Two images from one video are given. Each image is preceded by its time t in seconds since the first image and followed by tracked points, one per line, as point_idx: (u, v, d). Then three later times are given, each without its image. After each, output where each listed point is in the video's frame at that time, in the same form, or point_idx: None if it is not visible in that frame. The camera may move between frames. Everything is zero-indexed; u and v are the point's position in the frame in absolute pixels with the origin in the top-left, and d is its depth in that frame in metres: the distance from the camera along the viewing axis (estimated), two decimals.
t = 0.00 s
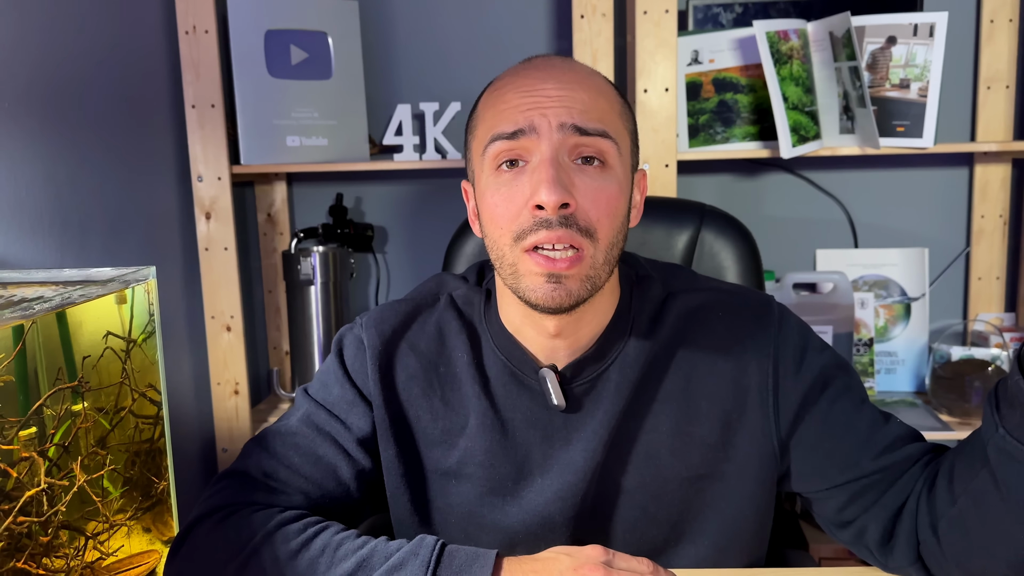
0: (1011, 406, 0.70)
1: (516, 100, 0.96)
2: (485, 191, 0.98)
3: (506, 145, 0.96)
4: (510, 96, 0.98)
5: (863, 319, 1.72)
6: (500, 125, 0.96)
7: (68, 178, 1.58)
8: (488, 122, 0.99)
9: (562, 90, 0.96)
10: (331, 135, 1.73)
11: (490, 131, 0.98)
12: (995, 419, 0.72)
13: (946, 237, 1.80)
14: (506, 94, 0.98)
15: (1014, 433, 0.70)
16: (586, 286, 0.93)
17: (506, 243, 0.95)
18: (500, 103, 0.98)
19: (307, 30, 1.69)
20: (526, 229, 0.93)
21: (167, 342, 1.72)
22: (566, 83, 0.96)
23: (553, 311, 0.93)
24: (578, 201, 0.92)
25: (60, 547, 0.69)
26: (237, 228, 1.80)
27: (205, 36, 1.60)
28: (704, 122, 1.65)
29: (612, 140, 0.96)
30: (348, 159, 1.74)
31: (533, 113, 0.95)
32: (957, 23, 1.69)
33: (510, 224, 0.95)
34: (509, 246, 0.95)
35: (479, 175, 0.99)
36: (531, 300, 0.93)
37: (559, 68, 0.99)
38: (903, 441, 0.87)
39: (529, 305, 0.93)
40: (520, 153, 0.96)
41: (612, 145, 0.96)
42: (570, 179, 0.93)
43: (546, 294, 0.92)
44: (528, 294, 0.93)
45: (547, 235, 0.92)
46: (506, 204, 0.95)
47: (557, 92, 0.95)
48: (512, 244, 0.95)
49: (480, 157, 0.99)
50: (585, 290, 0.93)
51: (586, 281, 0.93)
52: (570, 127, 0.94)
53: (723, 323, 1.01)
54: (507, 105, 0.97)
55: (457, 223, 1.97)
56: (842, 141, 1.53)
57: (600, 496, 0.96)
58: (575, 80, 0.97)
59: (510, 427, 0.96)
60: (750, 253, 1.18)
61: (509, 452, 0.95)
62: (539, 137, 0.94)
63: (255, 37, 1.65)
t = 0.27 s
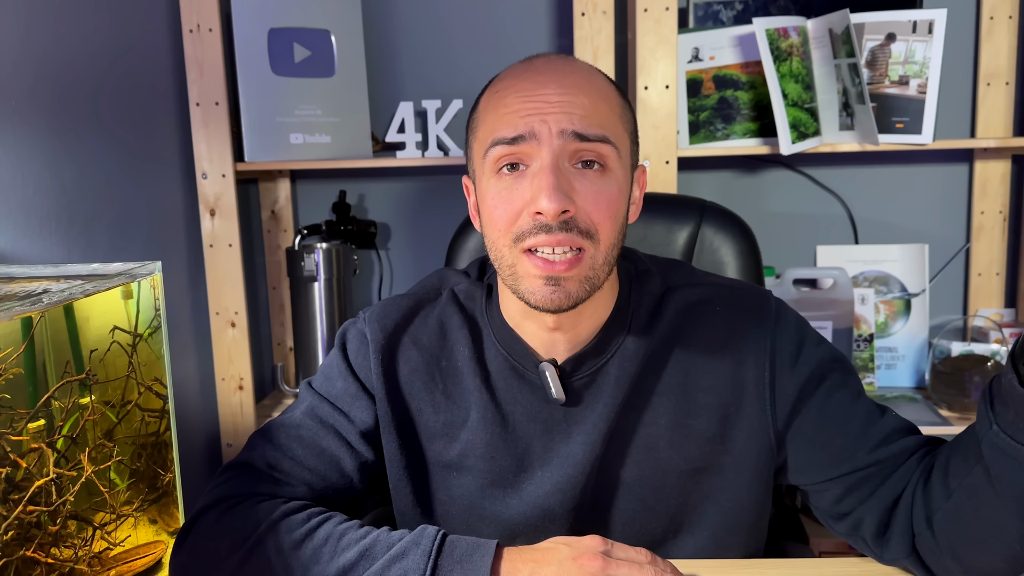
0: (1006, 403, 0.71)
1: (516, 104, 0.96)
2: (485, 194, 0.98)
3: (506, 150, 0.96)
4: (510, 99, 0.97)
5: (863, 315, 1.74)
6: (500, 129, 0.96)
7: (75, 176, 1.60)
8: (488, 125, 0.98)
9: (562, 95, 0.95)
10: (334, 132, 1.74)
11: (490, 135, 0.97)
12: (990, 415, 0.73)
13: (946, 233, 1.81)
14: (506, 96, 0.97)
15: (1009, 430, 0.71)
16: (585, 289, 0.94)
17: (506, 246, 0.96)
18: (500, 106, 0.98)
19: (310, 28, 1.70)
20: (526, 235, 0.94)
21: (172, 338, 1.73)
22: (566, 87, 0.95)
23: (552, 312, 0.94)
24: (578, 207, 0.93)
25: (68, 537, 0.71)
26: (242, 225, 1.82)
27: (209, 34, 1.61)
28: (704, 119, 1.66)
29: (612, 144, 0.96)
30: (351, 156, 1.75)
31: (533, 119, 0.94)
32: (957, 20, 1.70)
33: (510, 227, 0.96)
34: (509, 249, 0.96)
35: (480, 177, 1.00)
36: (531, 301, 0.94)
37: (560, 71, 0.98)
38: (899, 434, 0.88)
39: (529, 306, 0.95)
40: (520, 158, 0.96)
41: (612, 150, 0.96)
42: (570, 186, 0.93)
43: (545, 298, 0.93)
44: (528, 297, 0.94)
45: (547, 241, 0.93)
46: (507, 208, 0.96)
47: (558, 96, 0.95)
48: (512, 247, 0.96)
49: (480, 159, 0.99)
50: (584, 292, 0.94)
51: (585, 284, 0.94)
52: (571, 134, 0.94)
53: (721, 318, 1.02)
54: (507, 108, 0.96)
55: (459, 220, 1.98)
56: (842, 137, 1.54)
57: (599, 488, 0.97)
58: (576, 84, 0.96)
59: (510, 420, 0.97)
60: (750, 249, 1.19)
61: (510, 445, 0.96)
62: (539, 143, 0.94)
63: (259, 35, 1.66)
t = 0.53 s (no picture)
0: (1002, 402, 0.71)
1: (512, 133, 0.93)
2: (482, 216, 0.98)
3: (503, 179, 0.95)
4: (506, 126, 0.94)
5: (864, 313, 1.74)
6: (497, 158, 0.94)
7: (80, 175, 1.61)
8: (485, 149, 0.96)
9: (559, 124, 0.92)
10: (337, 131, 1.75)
11: (487, 161, 0.96)
12: (987, 414, 0.73)
13: (947, 231, 1.81)
14: (502, 122, 0.95)
15: (1007, 429, 0.71)
16: (581, 312, 0.96)
17: (504, 271, 0.97)
18: (496, 131, 0.95)
19: (314, 27, 1.72)
20: (523, 264, 0.95)
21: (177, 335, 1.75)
22: (564, 115, 0.93)
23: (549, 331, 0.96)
24: (574, 238, 0.93)
25: (74, 530, 0.72)
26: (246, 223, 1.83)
27: (213, 34, 1.63)
28: (706, 117, 1.66)
29: (610, 170, 0.95)
30: (355, 154, 1.76)
31: (529, 151, 0.92)
32: (959, 18, 1.70)
33: (507, 254, 0.96)
34: (506, 273, 0.97)
35: (477, 198, 0.99)
36: (529, 323, 0.96)
37: (557, 94, 0.95)
38: (895, 430, 0.89)
39: (527, 326, 0.97)
40: (516, 187, 0.95)
41: (609, 176, 0.95)
42: (567, 216, 0.93)
43: (542, 320, 0.95)
44: (526, 318, 0.96)
45: (544, 271, 0.94)
46: (504, 236, 0.96)
47: (554, 126, 0.92)
48: (509, 273, 0.96)
49: (477, 181, 0.98)
50: (580, 314, 0.96)
51: (581, 309, 0.95)
52: (568, 166, 0.92)
53: (720, 316, 1.03)
54: (503, 136, 0.94)
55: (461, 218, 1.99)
56: (842, 136, 1.54)
57: (598, 484, 0.98)
58: (573, 111, 0.93)
59: (511, 418, 0.98)
60: (750, 247, 1.20)
61: (510, 442, 0.97)
62: (536, 175, 0.93)
63: (263, 35, 1.67)
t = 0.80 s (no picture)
0: (1001, 404, 0.72)
1: (512, 133, 0.94)
2: (483, 216, 0.99)
3: (503, 179, 0.95)
4: (506, 126, 0.95)
5: (866, 312, 1.74)
6: (497, 158, 0.95)
7: (86, 174, 1.62)
8: (485, 149, 0.97)
9: (559, 124, 0.93)
10: (341, 130, 1.76)
11: (487, 161, 0.96)
12: (986, 416, 0.74)
13: (950, 231, 1.81)
14: (502, 122, 0.95)
15: (1006, 431, 0.71)
16: (582, 312, 0.96)
17: (505, 270, 0.98)
18: (496, 131, 0.96)
19: (317, 27, 1.72)
20: (524, 263, 0.95)
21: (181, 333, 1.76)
22: (563, 115, 0.93)
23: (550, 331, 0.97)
24: (574, 238, 0.94)
25: (79, 527, 0.73)
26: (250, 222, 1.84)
27: (217, 33, 1.63)
28: (708, 117, 1.67)
29: (610, 170, 0.95)
30: (358, 154, 1.77)
31: (529, 151, 0.93)
32: (962, 17, 1.70)
33: (508, 253, 0.97)
34: (507, 273, 0.98)
35: (478, 198, 0.99)
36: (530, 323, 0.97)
37: (557, 94, 0.95)
38: (895, 429, 0.89)
39: (528, 325, 0.97)
40: (517, 187, 0.95)
41: (609, 176, 0.95)
42: (567, 216, 0.94)
43: (543, 322, 0.96)
44: (527, 319, 0.97)
45: (544, 271, 0.94)
46: (505, 236, 0.96)
47: (554, 126, 0.93)
48: (510, 272, 0.97)
49: (478, 181, 0.99)
50: (582, 314, 0.96)
51: (582, 308, 0.96)
52: (568, 166, 0.93)
53: (720, 316, 1.04)
54: (504, 136, 0.95)
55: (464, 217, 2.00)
56: (845, 135, 1.55)
57: (599, 483, 0.99)
58: (573, 111, 0.94)
59: (512, 417, 0.99)
60: (752, 246, 1.20)
61: (512, 441, 0.98)
62: (536, 175, 0.93)
63: (267, 34, 1.68)
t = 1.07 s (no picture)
0: (1003, 404, 0.72)
1: (516, 133, 0.95)
2: (487, 216, 0.99)
3: (508, 179, 0.96)
4: (510, 126, 0.95)
5: (871, 313, 1.73)
6: (501, 158, 0.95)
7: (92, 174, 1.63)
8: (489, 149, 0.97)
9: (563, 124, 0.93)
10: (346, 131, 1.77)
11: (491, 162, 0.97)
12: (988, 417, 0.74)
13: (954, 231, 1.81)
14: (506, 122, 0.96)
15: (1008, 431, 0.71)
16: (586, 311, 0.96)
17: (509, 270, 0.98)
18: (500, 132, 0.96)
19: (323, 28, 1.73)
20: (528, 263, 0.96)
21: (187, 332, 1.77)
22: (567, 115, 0.94)
23: (554, 330, 0.97)
24: (578, 237, 0.94)
25: (86, 524, 0.74)
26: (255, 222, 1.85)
27: (224, 34, 1.64)
28: (713, 117, 1.67)
29: (614, 170, 0.96)
30: (363, 154, 1.78)
31: (533, 151, 0.93)
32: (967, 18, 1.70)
33: (512, 253, 0.97)
34: (512, 273, 0.98)
35: (482, 199, 1.00)
36: (535, 322, 0.97)
37: (561, 94, 0.95)
38: (898, 429, 0.89)
39: (532, 325, 0.98)
40: (521, 186, 0.96)
41: (613, 176, 0.96)
42: (571, 216, 0.94)
43: (547, 321, 0.96)
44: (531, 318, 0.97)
45: (548, 270, 0.95)
46: (509, 235, 0.97)
47: (558, 126, 0.93)
48: (514, 272, 0.97)
49: (482, 182, 0.99)
50: (586, 313, 0.97)
51: (586, 308, 0.96)
52: (571, 166, 0.93)
53: (723, 315, 1.04)
54: (508, 136, 0.95)
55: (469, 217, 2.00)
56: (850, 135, 1.55)
57: (603, 482, 0.99)
58: (577, 110, 0.94)
59: (517, 416, 0.99)
60: (756, 246, 1.20)
61: (516, 440, 0.98)
62: (540, 175, 0.94)
63: (273, 35, 1.69)
